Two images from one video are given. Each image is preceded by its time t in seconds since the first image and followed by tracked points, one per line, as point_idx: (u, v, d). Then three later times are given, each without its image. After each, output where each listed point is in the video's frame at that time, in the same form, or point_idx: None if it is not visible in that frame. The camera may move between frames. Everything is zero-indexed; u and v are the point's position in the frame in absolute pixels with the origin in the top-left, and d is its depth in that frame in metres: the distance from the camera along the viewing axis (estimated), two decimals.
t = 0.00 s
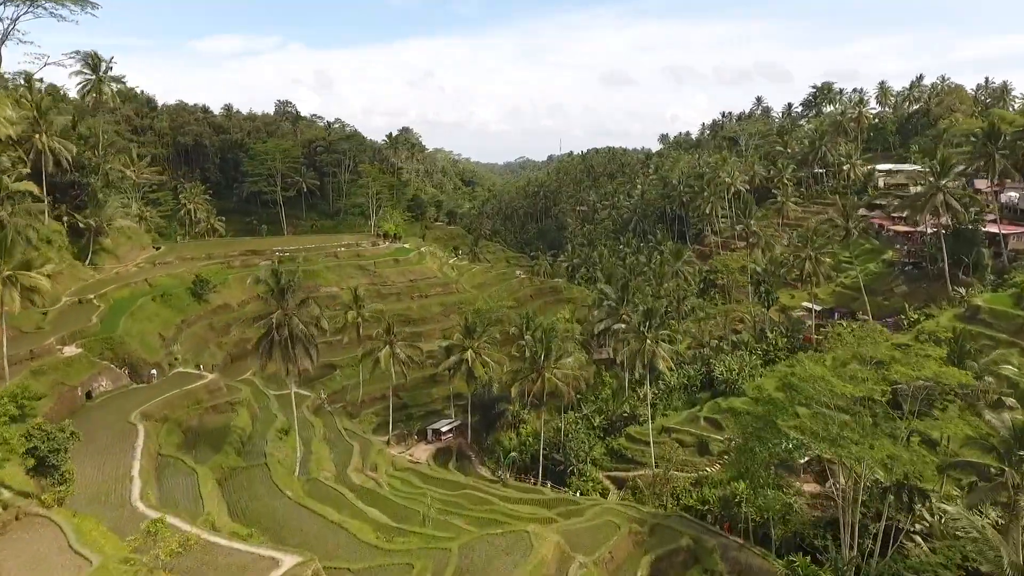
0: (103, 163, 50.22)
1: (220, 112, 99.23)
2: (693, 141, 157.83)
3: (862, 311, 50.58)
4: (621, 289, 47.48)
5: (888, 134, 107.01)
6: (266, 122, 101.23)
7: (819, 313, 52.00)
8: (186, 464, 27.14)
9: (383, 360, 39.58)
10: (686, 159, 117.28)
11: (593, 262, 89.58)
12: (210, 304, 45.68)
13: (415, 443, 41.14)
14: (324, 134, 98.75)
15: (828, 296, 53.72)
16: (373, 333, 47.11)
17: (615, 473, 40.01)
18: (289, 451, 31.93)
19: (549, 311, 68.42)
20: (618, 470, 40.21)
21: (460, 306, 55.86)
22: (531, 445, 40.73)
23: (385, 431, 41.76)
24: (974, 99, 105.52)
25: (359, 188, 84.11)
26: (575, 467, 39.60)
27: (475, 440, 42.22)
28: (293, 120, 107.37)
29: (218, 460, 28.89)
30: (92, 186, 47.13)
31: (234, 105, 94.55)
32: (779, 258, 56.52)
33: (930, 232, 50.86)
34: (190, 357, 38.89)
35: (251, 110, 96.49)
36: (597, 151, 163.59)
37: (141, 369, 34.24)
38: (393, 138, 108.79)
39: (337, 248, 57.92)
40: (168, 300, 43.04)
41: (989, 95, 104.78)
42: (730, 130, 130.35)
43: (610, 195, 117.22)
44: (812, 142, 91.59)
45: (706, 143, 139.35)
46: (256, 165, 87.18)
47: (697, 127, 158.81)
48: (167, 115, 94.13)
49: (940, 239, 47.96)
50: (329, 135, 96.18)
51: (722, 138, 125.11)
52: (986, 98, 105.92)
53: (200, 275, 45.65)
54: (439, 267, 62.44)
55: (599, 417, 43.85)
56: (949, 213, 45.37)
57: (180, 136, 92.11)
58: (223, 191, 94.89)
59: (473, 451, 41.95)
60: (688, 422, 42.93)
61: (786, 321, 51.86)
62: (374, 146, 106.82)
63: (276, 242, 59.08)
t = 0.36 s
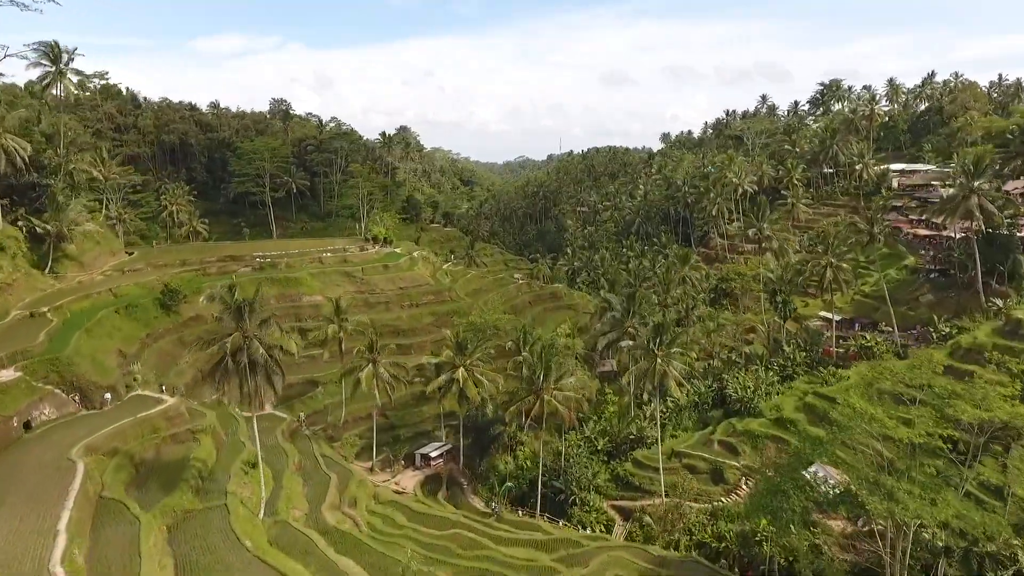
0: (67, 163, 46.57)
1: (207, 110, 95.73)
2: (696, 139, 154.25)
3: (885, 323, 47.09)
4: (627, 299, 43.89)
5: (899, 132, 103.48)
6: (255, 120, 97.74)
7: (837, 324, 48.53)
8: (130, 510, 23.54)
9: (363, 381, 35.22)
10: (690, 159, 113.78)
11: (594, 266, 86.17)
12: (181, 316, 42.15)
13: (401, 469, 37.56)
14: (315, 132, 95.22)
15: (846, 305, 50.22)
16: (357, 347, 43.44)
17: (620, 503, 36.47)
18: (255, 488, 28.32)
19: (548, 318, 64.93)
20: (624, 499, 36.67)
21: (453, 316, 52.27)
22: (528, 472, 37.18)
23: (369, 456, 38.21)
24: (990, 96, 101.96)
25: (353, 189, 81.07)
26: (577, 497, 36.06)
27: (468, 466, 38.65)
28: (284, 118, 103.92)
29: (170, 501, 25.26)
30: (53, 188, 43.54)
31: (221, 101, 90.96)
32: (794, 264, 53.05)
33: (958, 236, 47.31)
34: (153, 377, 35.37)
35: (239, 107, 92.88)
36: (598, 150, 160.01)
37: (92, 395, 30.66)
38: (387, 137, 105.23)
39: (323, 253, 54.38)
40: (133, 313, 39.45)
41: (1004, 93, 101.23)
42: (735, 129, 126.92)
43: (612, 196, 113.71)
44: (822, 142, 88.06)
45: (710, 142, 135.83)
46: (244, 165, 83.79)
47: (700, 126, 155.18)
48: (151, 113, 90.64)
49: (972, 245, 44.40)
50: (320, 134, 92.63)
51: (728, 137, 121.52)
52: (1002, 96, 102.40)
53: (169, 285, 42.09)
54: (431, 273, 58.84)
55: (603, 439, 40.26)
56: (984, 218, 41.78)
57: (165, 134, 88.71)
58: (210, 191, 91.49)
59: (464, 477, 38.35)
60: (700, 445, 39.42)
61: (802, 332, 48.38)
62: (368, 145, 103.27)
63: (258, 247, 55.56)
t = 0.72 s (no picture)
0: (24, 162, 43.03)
1: (193, 107, 92.20)
2: (699, 138, 150.62)
3: (912, 336, 43.60)
4: (633, 312, 40.29)
5: (911, 130, 100.07)
6: (242, 117, 94.19)
7: (859, 336, 44.99)
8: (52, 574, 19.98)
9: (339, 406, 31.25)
10: (694, 158, 110.23)
11: (595, 270, 82.66)
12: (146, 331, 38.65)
13: (384, 501, 33.96)
14: (305, 130, 91.65)
15: (869, 316, 46.73)
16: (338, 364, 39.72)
17: (627, 540, 32.83)
18: (212, 536, 24.74)
19: (546, 328, 61.43)
20: (633, 535, 33.07)
21: (445, 327, 48.67)
22: (526, 505, 33.68)
23: (349, 487, 34.66)
24: (1005, 93, 98.44)
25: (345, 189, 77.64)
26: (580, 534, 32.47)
27: (458, 496, 35.11)
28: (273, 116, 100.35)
29: (106, 558, 21.68)
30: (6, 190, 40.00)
31: (206, 99, 87.35)
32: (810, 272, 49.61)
33: (991, 242, 43.78)
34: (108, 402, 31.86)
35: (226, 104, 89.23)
36: (598, 149, 156.38)
37: (30, 427, 27.10)
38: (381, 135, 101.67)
39: (306, 260, 50.80)
40: (90, 329, 35.88)
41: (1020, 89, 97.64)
42: (739, 127, 123.42)
43: (613, 196, 110.28)
44: (832, 140, 84.49)
45: (713, 141, 132.29)
46: (229, 165, 80.29)
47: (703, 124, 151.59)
48: (134, 111, 87.14)
49: (1010, 253, 40.93)
50: (310, 132, 89.12)
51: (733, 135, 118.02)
52: (1017, 92, 98.90)
53: (132, 297, 38.53)
54: (422, 281, 55.17)
55: (607, 465, 36.65)
56: None
57: (148, 133, 85.24)
58: (195, 192, 88.04)
59: (455, 509, 34.71)
60: (714, 473, 35.88)
61: (821, 344, 44.83)
62: (360, 144, 99.77)
63: (236, 253, 52.00)
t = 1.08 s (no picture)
0: None
1: (178, 105, 88.62)
2: (703, 137, 146.88)
3: (944, 352, 40.02)
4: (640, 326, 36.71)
5: (924, 128, 96.43)
6: (229, 115, 90.58)
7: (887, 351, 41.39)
8: None
9: (310, 440, 27.43)
10: (698, 158, 106.56)
11: (597, 275, 78.99)
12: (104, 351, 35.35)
13: (364, 541, 30.26)
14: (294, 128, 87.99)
15: (895, 328, 43.10)
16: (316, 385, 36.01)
17: None
18: None
19: (545, 338, 57.84)
20: None
21: (437, 340, 45.05)
22: (523, 547, 30.01)
23: (325, 525, 31.02)
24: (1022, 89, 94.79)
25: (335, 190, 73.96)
26: None
27: (447, 535, 31.46)
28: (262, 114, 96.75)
29: None
30: None
31: (191, 96, 83.72)
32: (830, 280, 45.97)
33: None
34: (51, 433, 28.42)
35: (212, 102, 85.61)
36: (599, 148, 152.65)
37: None
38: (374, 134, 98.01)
39: (287, 267, 47.17)
40: (38, 349, 32.40)
41: None
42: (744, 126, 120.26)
43: (615, 196, 106.68)
44: (844, 138, 80.90)
45: (717, 140, 128.62)
46: (214, 165, 76.76)
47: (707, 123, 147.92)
48: (115, 108, 83.56)
49: None
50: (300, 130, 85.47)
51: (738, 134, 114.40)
52: None
53: (89, 313, 35.30)
54: (412, 289, 51.51)
55: (613, 499, 32.98)
56: None
57: (129, 132, 81.66)
58: (180, 193, 84.48)
59: (443, 550, 31.03)
60: (732, 508, 32.23)
61: (845, 360, 41.21)
62: (353, 143, 96.16)
63: (212, 261, 48.42)
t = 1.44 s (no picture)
0: None
1: (161, 102, 85.16)
2: (707, 136, 143.08)
3: (984, 372, 36.51)
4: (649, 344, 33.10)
5: (938, 126, 92.81)
6: (215, 113, 87.04)
7: (920, 370, 37.78)
8: None
9: (269, 486, 23.56)
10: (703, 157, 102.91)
11: (598, 280, 75.43)
12: (54, 372, 31.92)
13: None
14: (283, 126, 84.35)
15: (926, 343, 39.54)
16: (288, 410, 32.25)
17: None
18: None
19: (545, 350, 54.24)
20: None
21: (426, 356, 41.45)
22: None
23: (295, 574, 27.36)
24: None
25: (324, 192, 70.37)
26: None
27: None
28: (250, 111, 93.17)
29: None
30: None
31: (175, 93, 80.20)
32: (854, 291, 42.43)
33: None
34: None
35: (197, 99, 82.02)
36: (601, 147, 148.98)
37: None
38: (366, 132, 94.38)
39: (264, 276, 43.53)
40: None
41: None
42: (751, 125, 116.82)
43: (617, 197, 103.16)
44: (857, 137, 77.30)
45: (722, 139, 125.07)
46: (197, 166, 73.27)
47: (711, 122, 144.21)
48: (94, 106, 80.09)
49: None
50: (288, 128, 81.84)
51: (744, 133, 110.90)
52: None
53: (38, 331, 31.85)
54: (402, 299, 47.87)
55: (620, 541, 29.32)
56: None
57: (109, 130, 78.17)
58: (163, 195, 80.98)
59: None
60: (756, 552, 28.60)
61: (873, 380, 37.63)
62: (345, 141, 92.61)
63: (184, 270, 44.87)
